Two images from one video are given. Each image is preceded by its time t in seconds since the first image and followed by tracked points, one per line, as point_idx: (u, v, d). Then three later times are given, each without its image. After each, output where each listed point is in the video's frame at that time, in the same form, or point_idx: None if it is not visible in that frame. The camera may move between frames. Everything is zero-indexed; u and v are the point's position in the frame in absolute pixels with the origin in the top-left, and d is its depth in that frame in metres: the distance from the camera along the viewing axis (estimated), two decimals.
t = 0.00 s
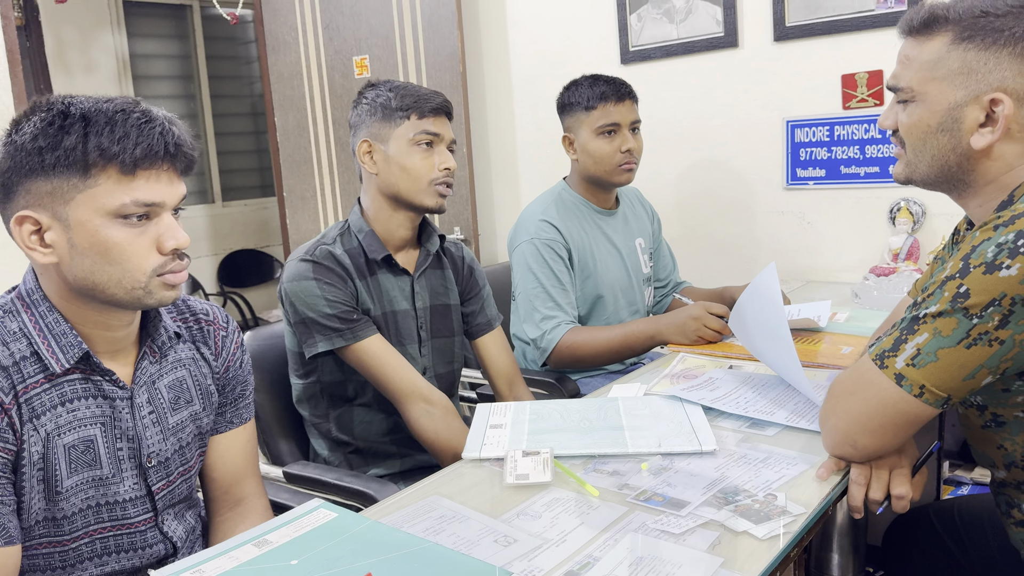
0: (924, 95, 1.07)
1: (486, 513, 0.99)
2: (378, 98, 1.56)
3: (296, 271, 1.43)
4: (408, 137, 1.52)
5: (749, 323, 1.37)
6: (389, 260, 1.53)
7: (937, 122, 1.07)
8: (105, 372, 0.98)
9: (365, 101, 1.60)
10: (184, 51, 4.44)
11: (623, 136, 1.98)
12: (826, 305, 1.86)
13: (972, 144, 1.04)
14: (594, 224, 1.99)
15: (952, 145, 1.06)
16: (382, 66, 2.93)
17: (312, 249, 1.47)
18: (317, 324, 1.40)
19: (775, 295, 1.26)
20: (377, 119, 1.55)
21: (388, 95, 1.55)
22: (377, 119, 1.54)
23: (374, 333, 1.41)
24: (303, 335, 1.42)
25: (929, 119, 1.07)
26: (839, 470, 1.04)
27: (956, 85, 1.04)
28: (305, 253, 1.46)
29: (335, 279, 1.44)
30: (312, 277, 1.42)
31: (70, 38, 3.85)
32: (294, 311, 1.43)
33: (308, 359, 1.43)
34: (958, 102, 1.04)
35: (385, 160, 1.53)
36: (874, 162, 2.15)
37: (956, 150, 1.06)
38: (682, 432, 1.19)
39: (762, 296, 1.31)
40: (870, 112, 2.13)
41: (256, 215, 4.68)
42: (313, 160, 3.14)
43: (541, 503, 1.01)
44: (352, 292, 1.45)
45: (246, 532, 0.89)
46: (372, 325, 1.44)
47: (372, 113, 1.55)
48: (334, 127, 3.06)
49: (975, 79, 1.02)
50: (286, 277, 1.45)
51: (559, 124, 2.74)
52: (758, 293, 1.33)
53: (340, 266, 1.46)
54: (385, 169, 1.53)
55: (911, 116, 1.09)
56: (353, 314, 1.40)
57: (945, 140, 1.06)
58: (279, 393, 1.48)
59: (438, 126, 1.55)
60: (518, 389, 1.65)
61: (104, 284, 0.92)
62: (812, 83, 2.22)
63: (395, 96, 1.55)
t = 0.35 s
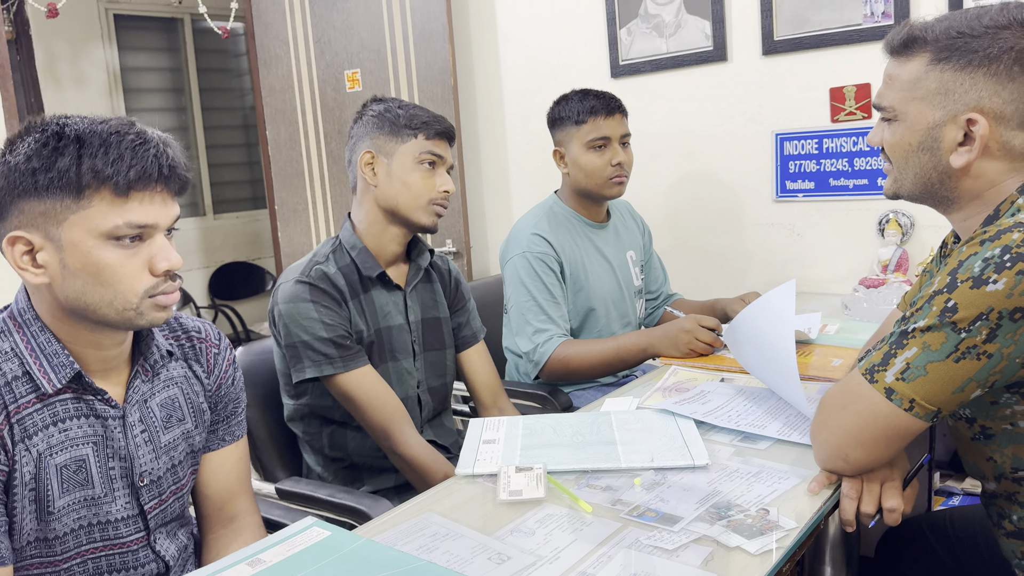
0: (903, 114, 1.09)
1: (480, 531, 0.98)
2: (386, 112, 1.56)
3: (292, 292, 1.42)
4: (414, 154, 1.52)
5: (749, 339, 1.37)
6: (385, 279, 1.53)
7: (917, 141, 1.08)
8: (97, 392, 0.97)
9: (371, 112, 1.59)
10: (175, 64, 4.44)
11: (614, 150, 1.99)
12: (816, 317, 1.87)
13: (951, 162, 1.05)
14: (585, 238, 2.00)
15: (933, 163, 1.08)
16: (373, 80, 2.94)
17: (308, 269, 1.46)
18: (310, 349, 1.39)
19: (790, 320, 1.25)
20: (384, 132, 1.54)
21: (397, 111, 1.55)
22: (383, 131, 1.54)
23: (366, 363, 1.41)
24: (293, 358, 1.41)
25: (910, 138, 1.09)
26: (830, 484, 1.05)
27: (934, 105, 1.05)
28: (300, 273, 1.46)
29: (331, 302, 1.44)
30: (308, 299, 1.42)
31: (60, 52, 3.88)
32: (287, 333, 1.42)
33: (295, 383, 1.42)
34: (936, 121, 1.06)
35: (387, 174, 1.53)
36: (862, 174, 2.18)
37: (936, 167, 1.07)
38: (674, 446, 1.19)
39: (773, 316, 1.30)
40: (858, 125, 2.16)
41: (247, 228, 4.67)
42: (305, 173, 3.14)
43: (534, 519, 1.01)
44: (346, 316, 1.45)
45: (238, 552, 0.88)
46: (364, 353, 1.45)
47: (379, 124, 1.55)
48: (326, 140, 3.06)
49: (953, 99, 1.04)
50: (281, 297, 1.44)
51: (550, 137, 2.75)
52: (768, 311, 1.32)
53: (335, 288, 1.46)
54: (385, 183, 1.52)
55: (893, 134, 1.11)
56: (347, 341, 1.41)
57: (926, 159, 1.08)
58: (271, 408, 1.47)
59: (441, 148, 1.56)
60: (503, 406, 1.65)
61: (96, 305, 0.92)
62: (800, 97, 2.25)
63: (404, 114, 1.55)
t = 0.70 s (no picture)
0: (894, 118, 1.11)
1: (471, 541, 0.98)
2: (384, 125, 1.56)
3: (284, 306, 1.42)
4: (411, 170, 1.52)
5: (746, 349, 1.39)
6: (377, 291, 1.54)
7: (906, 145, 1.10)
8: (87, 404, 0.97)
9: (367, 123, 1.59)
10: (167, 75, 4.44)
11: (606, 159, 2.00)
12: (808, 325, 1.88)
13: (937, 169, 1.07)
14: (577, 247, 2.00)
15: (920, 168, 1.09)
16: (365, 90, 2.95)
17: (300, 282, 1.46)
18: (301, 363, 1.39)
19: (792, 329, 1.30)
20: (380, 146, 1.54)
21: (395, 125, 1.55)
22: (380, 145, 1.54)
23: (359, 377, 1.41)
24: (285, 372, 1.41)
25: (900, 141, 1.11)
26: (820, 491, 1.05)
27: (925, 111, 1.06)
28: (292, 287, 1.46)
29: (323, 316, 1.44)
30: (300, 313, 1.42)
31: (53, 63, 3.86)
32: (278, 347, 1.42)
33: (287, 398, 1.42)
34: (926, 127, 1.07)
35: (383, 190, 1.53)
36: (852, 183, 2.19)
37: (922, 173, 1.09)
38: (666, 455, 1.19)
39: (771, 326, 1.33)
40: (848, 134, 2.17)
41: (240, 238, 4.67)
42: (298, 183, 3.15)
43: (526, 529, 1.01)
44: (338, 330, 1.46)
45: (228, 565, 0.88)
46: (356, 367, 1.45)
47: (377, 137, 1.54)
48: (319, 150, 3.07)
49: (943, 106, 1.05)
50: (272, 311, 1.44)
51: (542, 147, 2.77)
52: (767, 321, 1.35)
53: (327, 301, 1.46)
54: (381, 199, 1.53)
55: (883, 137, 1.13)
56: (340, 355, 1.41)
57: (913, 163, 1.10)
58: (263, 419, 1.47)
59: (437, 164, 1.56)
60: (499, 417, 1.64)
61: (85, 318, 0.92)
62: (790, 106, 2.26)
63: (402, 127, 1.55)
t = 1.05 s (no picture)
0: (926, 113, 1.08)
1: (468, 546, 0.98)
2: (391, 136, 1.56)
3: (284, 314, 1.42)
4: (415, 186, 1.52)
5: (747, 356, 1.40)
6: (376, 301, 1.54)
7: (940, 140, 1.08)
8: (82, 411, 0.97)
9: (372, 133, 1.59)
10: (161, 83, 4.44)
11: (600, 165, 2.01)
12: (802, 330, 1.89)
13: (974, 163, 1.06)
14: (573, 255, 2.01)
15: (951, 165, 1.08)
16: (359, 98, 2.95)
17: (299, 290, 1.46)
18: (302, 372, 1.39)
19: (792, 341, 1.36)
20: (385, 158, 1.54)
21: (402, 137, 1.55)
22: (385, 157, 1.53)
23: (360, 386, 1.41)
24: (286, 382, 1.41)
25: (932, 137, 1.08)
26: (816, 495, 1.05)
27: (961, 105, 1.06)
28: (291, 295, 1.45)
29: (324, 325, 1.44)
30: (301, 321, 1.41)
31: (46, 71, 3.85)
32: (278, 356, 1.41)
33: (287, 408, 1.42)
34: (961, 122, 1.06)
35: (387, 203, 1.52)
36: (845, 189, 2.20)
37: (954, 170, 1.08)
38: (662, 460, 1.19)
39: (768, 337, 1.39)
40: (841, 140, 2.18)
41: (234, 246, 4.66)
42: (292, 190, 3.15)
43: (523, 535, 1.01)
44: (338, 338, 1.45)
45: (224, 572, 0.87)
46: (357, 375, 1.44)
47: (383, 147, 1.54)
48: (313, 158, 3.08)
49: (978, 99, 1.05)
50: (272, 319, 1.43)
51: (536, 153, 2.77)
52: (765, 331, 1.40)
53: (327, 309, 1.46)
54: (385, 212, 1.52)
55: (909, 134, 1.10)
56: (340, 363, 1.40)
57: (945, 160, 1.08)
58: (257, 427, 1.47)
59: (442, 180, 1.57)
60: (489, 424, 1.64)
61: (81, 325, 0.92)
62: (783, 112, 2.28)
63: (409, 141, 1.55)
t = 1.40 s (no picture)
0: (932, 117, 1.08)
1: (465, 551, 0.98)
2: (389, 140, 1.56)
3: (285, 318, 1.41)
4: (413, 189, 1.53)
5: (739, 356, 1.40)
6: (376, 305, 1.54)
7: (948, 144, 1.07)
8: (78, 416, 0.97)
9: (369, 137, 1.59)
10: (156, 86, 4.44)
11: (596, 169, 2.01)
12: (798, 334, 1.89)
13: (980, 165, 1.07)
14: (570, 259, 2.01)
15: (959, 169, 1.07)
16: (355, 101, 2.95)
17: (300, 294, 1.45)
18: (303, 377, 1.38)
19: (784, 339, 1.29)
20: (383, 162, 1.53)
21: (399, 141, 1.55)
22: (382, 162, 1.53)
23: (360, 391, 1.41)
24: (286, 386, 1.40)
25: (940, 140, 1.07)
26: (814, 499, 1.05)
27: (963, 108, 1.06)
28: (292, 298, 1.45)
29: (324, 329, 1.43)
30: (302, 326, 1.41)
31: (42, 74, 3.84)
32: (278, 360, 1.41)
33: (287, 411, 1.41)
34: (964, 126, 1.07)
35: (385, 208, 1.52)
36: (841, 193, 2.21)
37: (961, 174, 1.07)
38: (659, 464, 1.19)
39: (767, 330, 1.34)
40: (837, 144, 2.19)
41: (230, 249, 4.66)
42: (288, 194, 3.15)
43: (520, 539, 1.00)
44: (338, 342, 1.45)
45: None
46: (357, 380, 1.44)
47: (378, 151, 1.55)
48: (309, 161, 3.07)
49: (979, 103, 1.06)
50: (272, 322, 1.43)
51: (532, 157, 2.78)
52: (761, 325, 1.35)
53: (327, 314, 1.46)
54: (383, 217, 1.52)
55: (917, 139, 1.09)
56: (341, 368, 1.40)
57: (953, 163, 1.07)
58: (253, 431, 1.46)
59: (440, 184, 1.57)
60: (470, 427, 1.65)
61: (76, 330, 0.91)
62: (779, 116, 2.28)
63: (406, 144, 1.55)
